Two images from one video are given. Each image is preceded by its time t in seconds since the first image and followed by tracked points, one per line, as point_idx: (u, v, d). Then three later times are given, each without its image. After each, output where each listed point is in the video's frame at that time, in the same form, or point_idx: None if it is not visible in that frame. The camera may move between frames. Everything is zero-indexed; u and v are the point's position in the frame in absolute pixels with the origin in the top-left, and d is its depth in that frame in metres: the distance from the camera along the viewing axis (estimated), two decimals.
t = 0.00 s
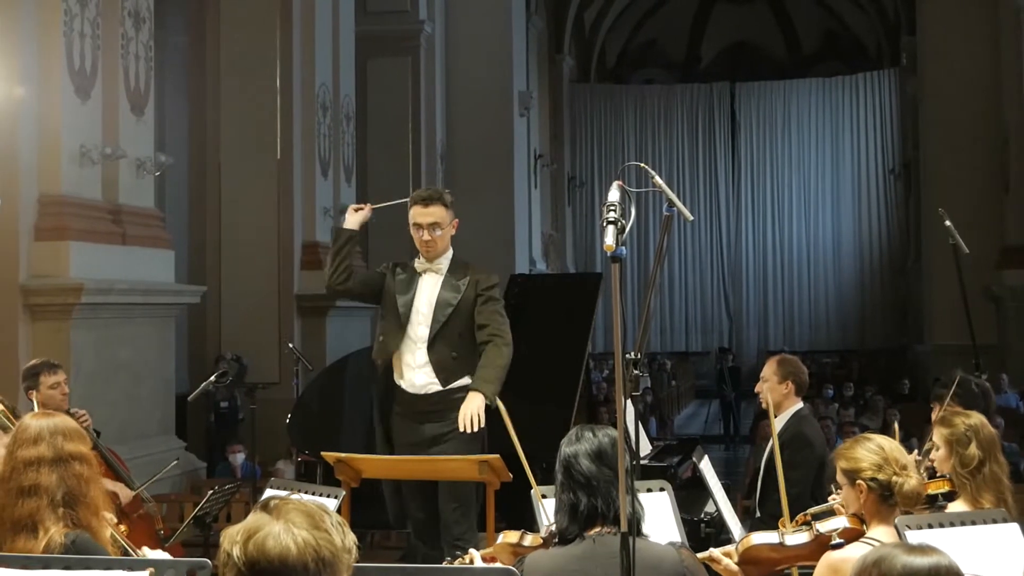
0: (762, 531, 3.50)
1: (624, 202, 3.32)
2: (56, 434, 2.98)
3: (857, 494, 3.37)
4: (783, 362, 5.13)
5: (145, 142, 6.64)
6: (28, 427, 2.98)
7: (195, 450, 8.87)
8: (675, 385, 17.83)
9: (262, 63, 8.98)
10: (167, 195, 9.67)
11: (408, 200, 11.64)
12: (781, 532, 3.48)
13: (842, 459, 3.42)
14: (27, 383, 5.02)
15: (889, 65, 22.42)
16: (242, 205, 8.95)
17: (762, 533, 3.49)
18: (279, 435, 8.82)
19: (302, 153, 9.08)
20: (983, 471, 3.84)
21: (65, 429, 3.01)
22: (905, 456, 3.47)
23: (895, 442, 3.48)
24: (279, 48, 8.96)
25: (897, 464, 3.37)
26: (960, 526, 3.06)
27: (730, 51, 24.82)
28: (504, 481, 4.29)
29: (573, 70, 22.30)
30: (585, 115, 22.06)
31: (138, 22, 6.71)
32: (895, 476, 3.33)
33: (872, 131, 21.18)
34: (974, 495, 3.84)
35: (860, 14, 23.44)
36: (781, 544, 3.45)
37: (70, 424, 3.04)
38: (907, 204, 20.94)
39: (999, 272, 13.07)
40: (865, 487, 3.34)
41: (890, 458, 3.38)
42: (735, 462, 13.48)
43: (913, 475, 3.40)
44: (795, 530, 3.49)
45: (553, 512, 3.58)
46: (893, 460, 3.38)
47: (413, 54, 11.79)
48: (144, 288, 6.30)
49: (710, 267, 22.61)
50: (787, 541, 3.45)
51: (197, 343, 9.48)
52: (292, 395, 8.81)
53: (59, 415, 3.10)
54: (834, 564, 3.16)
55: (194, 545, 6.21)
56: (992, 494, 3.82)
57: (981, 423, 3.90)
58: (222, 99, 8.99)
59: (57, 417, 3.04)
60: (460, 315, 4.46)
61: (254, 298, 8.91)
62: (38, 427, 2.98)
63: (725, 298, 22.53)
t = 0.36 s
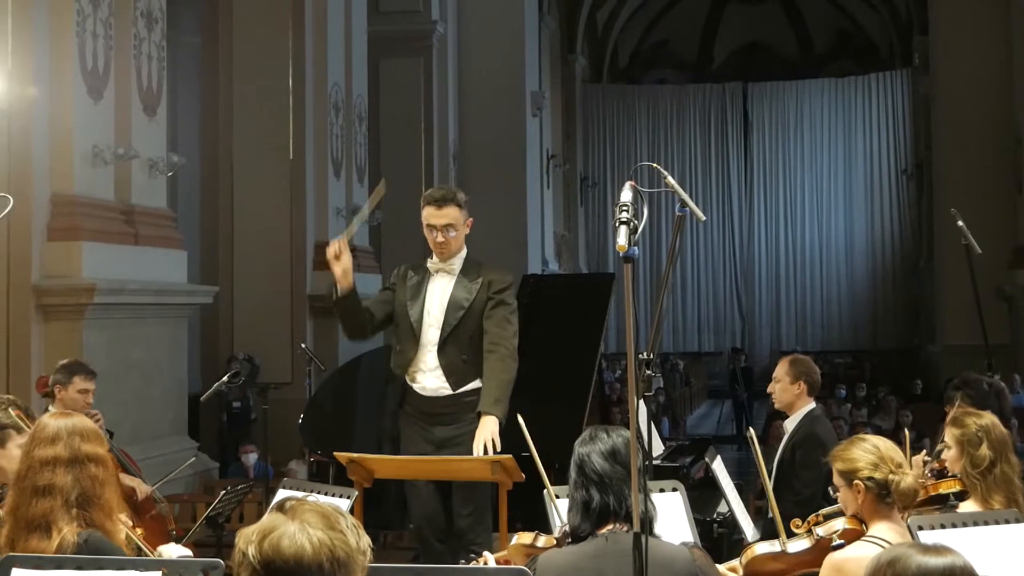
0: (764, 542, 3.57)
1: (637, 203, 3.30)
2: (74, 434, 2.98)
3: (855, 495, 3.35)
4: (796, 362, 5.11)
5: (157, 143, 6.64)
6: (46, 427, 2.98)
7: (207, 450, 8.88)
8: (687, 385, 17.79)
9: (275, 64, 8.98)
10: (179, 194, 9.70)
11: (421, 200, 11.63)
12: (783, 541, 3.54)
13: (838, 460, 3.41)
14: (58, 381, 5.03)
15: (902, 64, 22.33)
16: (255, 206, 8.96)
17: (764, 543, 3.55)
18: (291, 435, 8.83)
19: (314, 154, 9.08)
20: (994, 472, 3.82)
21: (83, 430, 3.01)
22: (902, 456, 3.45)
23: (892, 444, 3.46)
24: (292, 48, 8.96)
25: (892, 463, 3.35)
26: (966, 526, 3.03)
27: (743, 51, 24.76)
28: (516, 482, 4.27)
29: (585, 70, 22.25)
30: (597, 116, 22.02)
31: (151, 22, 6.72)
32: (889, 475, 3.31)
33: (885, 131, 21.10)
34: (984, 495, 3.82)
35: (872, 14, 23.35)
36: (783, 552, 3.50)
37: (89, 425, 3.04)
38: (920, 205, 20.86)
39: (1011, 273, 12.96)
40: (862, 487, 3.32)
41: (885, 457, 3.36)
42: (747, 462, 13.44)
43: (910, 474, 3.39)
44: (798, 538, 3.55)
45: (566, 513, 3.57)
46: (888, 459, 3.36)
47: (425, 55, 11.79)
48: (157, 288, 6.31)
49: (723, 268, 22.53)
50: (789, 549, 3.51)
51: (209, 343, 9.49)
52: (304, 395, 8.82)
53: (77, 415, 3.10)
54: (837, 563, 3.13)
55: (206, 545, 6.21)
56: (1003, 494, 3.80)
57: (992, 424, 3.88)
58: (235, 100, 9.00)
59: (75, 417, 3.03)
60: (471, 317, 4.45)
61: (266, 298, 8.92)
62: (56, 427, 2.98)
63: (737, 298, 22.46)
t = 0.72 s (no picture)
0: (784, 533, 3.48)
1: (648, 203, 3.28)
2: (104, 434, 2.98)
3: (879, 495, 3.35)
4: (806, 362, 5.08)
5: (169, 143, 6.65)
6: (77, 426, 2.98)
7: (219, 450, 8.89)
8: (699, 385, 17.76)
9: (287, 64, 8.99)
10: (190, 192, 9.70)
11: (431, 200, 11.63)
12: (802, 533, 3.46)
13: (863, 459, 3.41)
14: (81, 381, 5.03)
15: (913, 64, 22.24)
16: (267, 207, 8.97)
17: (783, 534, 3.47)
18: (303, 434, 8.83)
19: (326, 154, 9.09)
20: (1006, 471, 3.78)
21: (113, 431, 3.00)
22: (927, 456, 3.45)
23: (918, 443, 3.44)
24: (303, 49, 8.96)
25: (919, 464, 3.35)
26: (978, 524, 3.02)
27: (755, 50, 24.66)
28: (527, 483, 4.25)
29: (596, 71, 22.20)
30: (608, 116, 21.98)
31: (162, 22, 6.73)
32: (916, 477, 3.31)
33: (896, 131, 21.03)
34: (997, 495, 3.79)
35: (883, 13, 23.26)
36: (802, 545, 3.42)
37: (118, 425, 3.03)
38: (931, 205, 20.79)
39: None
40: (887, 487, 3.32)
41: (912, 458, 3.35)
42: (758, 463, 13.40)
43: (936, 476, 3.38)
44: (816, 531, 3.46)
45: (578, 513, 3.56)
46: (916, 461, 3.35)
47: (436, 54, 11.79)
48: (169, 289, 6.32)
49: (734, 268, 22.48)
50: (808, 542, 3.42)
51: (220, 343, 9.49)
52: (316, 395, 8.82)
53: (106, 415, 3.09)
54: (857, 562, 3.12)
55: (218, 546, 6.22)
56: (1016, 492, 3.76)
57: (1005, 423, 3.85)
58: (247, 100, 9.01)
59: (105, 417, 3.03)
60: (474, 318, 4.42)
61: (278, 298, 8.93)
62: (86, 426, 2.98)
63: (748, 297, 22.41)
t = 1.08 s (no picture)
0: (795, 537, 3.39)
1: (658, 203, 3.26)
2: (153, 439, 2.99)
3: (892, 496, 3.34)
4: (816, 363, 5.07)
5: (179, 143, 6.66)
6: (127, 428, 3.00)
7: (230, 450, 8.91)
8: (709, 385, 17.72)
9: (297, 65, 8.99)
10: (200, 192, 9.70)
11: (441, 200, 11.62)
12: (813, 538, 3.38)
13: (877, 459, 3.41)
14: (95, 383, 5.06)
15: (923, 64, 22.17)
16: (277, 208, 8.98)
17: (794, 539, 3.38)
18: (314, 435, 8.84)
19: (336, 154, 9.09)
20: (1014, 469, 3.77)
21: (162, 438, 3.01)
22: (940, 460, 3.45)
23: (931, 446, 3.45)
24: (313, 50, 8.96)
25: (932, 466, 3.35)
26: (987, 524, 2.99)
27: (765, 50, 24.60)
28: (537, 483, 4.23)
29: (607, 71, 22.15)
30: (619, 116, 21.94)
31: (172, 22, 6.73)
32: (929, 478, 3.31)
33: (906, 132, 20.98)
34: (1006, 493, 3.77)
35: (893, 13, 23.18)
36: (813, 550, 3.33)
37: (167, 434, 3.05)
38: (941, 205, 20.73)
39: None
40: (901, 488, 3.32)
41: (925, 460, 3.36)
42: (768, 463, 13.35)
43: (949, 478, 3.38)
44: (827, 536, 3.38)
45: (589, 514, 3.54)
46: (929, 462, 3.36)
47: (447, 55, 11.78)
48: (179, 289, 6.33)
49: (744, 268, 22.42)
50: (820, 546, 3.34)
51: (231, 343, 9.50)
52: (326, 395, 8.83)
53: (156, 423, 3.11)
54: (869, 562, 3.10)
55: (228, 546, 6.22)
56: None
57: (1011, 422, 3.84)
58: (257, 101, 9.02)
59: (156, 424, 3.05)
60: (485, 320, 4.41)
61: (289, 299, 8.93)
62: (136, 429, 3.00)
63: (758, 298, 22.35)
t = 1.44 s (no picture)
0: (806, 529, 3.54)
1: (668, 203, 3.24)
2: (184, 444, 2.98)
3: (903, 493, 3.31)
4: (825, 362, 5.05)
5: (188, 144, 6.67)
6: (160, 432, 2.99)
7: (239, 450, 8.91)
8: (717, 385, 17.69)
9: (305, 65, 8.99)
10: (209, 192, 9.69)
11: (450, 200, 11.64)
12: (823, 532, 3.52)
13: (890, 457, 3.37)
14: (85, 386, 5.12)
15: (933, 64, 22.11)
16: (286, 208, 8.98)
17: (805, 531, 3.53)
18: (323, 435, 8.86)
19: (345, 154, 9.09)
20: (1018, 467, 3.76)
21: (193, 444, 3.00)
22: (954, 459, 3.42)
23: (945, 446, 3.41)
24: (322, 50, 8.97)
25: (946, 466, 3.32)
26: (994, 525, 2.97)
27: (775, 50, 24.53)
28: (546, 483, 4.22)
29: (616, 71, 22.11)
30: (627, 115, 21.88)
31: (181, 22, 6.74)
32: (943, 478, 3.27)
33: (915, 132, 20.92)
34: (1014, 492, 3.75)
35: (902, 14, 23.14)
36: (822, 543, 3.48)
37: (199, 440, 3.04)
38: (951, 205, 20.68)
39: None
40: (913, 486, 3.29)
41: (940, 460, 3.32)
42: (777, 463, 13.32)
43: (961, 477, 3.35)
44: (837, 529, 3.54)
45: (598, 513, 3.52)
46: (943, 462, 3.32)
47: (456, 55, 11.75)
48: (187, 289, 6.33)
49: (753, 268, 22.36)
50: (829, 540, 3.49)
51: (240, 343, 9.51)
52: (335, 395, 8.83)
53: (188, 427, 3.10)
54: (875, 562, 3.08)
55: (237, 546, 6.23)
56: None
57: (1013, 422, 3.84)
58: (265, 101, 9.02)
59: (189, 429, 3.03)
60: (499, 321, 4.41)
61: (298, 298, 8.93)
62: (170, 434, 2.98)
63: (767, 298, 22.29)
